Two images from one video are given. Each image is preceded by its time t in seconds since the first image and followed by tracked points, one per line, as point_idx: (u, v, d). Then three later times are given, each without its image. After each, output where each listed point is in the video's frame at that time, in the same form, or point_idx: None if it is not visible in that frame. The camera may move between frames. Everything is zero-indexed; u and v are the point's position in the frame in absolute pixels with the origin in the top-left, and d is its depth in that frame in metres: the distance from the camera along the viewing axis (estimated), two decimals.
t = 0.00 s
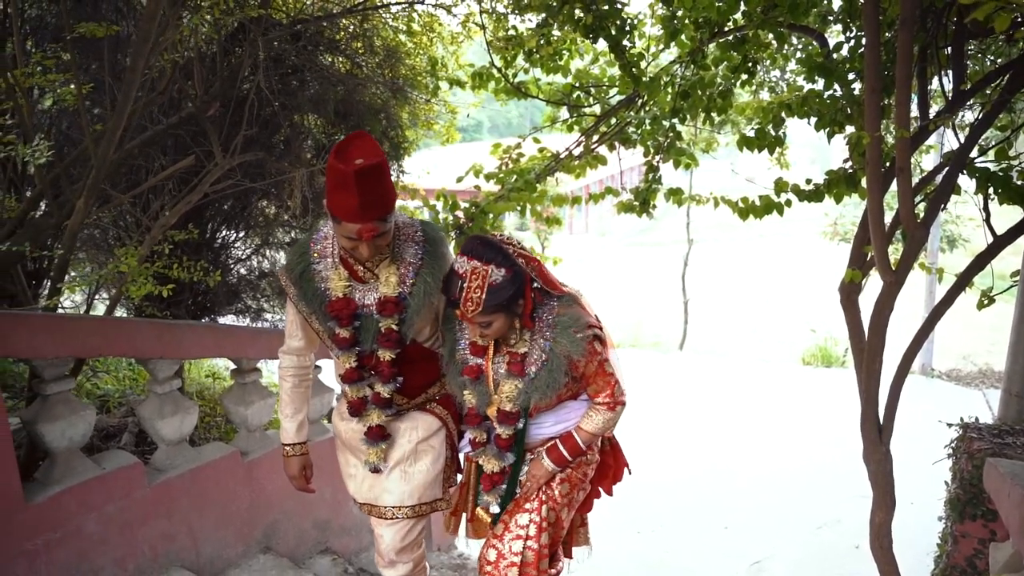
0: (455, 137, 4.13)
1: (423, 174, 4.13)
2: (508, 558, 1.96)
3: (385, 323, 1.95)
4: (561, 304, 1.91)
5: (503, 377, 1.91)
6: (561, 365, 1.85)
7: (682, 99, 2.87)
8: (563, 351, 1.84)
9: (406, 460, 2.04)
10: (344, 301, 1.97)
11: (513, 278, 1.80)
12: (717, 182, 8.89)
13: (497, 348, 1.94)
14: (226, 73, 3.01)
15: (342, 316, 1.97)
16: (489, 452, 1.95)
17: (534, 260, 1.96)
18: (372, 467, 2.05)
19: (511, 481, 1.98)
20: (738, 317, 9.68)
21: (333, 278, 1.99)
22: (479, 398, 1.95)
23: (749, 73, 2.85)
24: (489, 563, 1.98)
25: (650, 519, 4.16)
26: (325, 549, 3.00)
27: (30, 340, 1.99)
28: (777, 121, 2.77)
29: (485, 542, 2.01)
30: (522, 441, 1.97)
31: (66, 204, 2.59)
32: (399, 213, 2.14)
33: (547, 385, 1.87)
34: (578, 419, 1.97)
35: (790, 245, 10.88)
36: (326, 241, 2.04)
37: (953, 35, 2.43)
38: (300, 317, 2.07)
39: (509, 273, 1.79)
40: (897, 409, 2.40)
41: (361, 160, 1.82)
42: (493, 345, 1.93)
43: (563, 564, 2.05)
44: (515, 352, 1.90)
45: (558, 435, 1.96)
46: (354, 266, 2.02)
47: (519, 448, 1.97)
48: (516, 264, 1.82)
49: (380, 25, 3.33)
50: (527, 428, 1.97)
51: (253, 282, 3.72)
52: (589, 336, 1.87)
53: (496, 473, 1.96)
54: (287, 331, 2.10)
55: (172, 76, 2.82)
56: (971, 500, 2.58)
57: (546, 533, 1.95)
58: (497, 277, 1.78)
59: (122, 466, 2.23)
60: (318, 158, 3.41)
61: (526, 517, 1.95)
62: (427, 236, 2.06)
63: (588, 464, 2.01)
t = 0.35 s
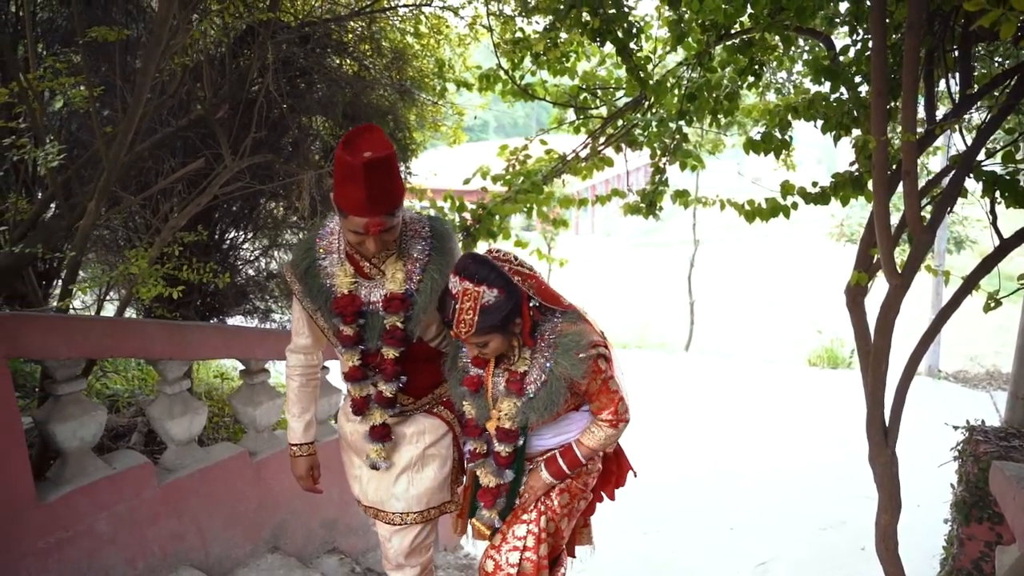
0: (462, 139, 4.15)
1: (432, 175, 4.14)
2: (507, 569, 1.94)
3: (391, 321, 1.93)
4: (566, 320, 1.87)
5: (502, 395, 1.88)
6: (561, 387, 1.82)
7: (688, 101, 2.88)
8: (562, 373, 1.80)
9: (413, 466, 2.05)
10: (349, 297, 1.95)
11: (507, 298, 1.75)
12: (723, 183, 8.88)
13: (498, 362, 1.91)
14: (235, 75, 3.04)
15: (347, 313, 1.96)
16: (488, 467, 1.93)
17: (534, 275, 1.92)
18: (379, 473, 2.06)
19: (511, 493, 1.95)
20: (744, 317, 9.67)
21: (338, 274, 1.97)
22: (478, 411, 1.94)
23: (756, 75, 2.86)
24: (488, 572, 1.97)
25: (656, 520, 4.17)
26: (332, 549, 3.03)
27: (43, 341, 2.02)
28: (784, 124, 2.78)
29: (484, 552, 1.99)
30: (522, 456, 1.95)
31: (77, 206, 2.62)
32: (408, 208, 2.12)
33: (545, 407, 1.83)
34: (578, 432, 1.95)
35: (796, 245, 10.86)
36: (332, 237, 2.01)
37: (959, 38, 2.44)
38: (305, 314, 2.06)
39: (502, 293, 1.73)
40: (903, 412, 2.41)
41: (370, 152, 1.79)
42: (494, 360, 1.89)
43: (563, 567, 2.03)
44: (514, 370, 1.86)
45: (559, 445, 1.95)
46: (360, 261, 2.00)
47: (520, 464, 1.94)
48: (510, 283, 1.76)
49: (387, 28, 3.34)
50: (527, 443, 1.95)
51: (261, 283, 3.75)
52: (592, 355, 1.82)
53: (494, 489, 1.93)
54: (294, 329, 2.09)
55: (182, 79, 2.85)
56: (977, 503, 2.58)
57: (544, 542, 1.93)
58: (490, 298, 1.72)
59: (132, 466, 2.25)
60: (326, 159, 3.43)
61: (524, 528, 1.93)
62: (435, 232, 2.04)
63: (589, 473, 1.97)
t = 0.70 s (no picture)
0: (468, 140, 4.16)
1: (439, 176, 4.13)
2: None
3: (398, 312, 1.93)
4: (564, 324, 1.85)
5: (494, 397, 1.88)
6: (553, 394, 1.82)
7: (693, 103, 2.87)
8: (556, 380, 1.80)
9: (419, 466, 2.06)
10: (355, 287, 1.95)
11: (504, 301, 1.74)
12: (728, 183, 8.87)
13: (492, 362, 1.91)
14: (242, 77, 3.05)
15: (353, 303, 1.95)
16: (476, 469, 1.93)
17: (534, 277, 1.91)
18: (382, 474, 2.07)
19: (503, 499, 1.95)
20: (748, 318, 9.65)
21: (344, 263, 1.98)
22: (470, 410, 1.94)
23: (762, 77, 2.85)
24: None
25: (660, 520, 4.18)
26: (337, 548, 3.04)
27: (52, 341, 2.04)
28: (789, 127, 2.79)
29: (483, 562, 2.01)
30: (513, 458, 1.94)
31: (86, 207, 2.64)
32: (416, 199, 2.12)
33: (535, 413, 1.84)
34: (575, 436, 1.94)
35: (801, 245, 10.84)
36: (339, 226, 2.04)
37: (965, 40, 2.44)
38: (310, 304, 2.06)
39: (498, 296, 1.73)
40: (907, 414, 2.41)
41: (379, 139, 1.79)
42: (488, 361, 1.89)
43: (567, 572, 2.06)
44: (507, 373, 1.86)
45: (553, 449, 1.94)
46: (366, 251, 2.01)
47: (509, 467, 1.93)
48: (506, 285, 1.76)
49: (392, 29, 3.36)
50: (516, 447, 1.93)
51: (267, 283, 3.79)
52: (589, 362, 1.80)
53: (483, 490, 1.93)
54: (299, 320, 2.09)
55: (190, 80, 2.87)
56: (981, 505, 2.58)
57: (543, 550, 1.95)
58: (486, 301, 1.72)
59: (140, 466, 2.26)
60: (332, 160, 3.45)
61: (521, 538, 1.94)
62: (442, 224, 2.04)
63: (585, 480, 1.96)
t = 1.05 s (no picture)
0: (477, 140, 4.17)
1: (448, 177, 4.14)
2: None
3: (404, 303, 1.94)
4: (567, 314, 1.85)
5: (494, 386, 1.87)
6: (553, 384, 1.81)
7: (702, 104, 2.87)
8: (557, 371, 1.79)
9: (423, 461, 2.06)
10: (360, 276, 1.96)
11: (506, 287, 1.73)
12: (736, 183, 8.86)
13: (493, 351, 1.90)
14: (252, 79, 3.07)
15: (359, 292, 1.96)
16: (470, 462, 1.94)
17: (537, 266, 1.91)
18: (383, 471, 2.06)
19: (503, 499, 1.96)
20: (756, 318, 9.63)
21: (349, 252, 1.99)
22: (470, 399, 1.94)
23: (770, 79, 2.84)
24: None
25: (667, 521, 4.18)
26: (346, 548, 3.06)
27: (66, 341, 2.07)
28: (797, 129, 2.79)
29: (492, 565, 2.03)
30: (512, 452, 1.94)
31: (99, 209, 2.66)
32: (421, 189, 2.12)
33: (535, 404, 1.82)
34: (577, 430, 1.93)
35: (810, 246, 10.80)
36: (344, 215, 2.05)
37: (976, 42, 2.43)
38: (316, 294, 2.07)
39: (500, 282, 1.72)
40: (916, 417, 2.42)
41: (380, 127, 1.80)
42: (489, 349, 1.88)
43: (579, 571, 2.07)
44: (508, 362, 1.85)
45: (554, 442, 1.94)
46: (371, 241, 2.02)
47: (506, 463, 1.94)
48: (509, 271, 1.75)
49: (401, 30, 3.37)
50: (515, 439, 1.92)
51: (277, 284, 3.81)
52: (591, 354, 1.80)
53: (473, 484, 1.95)
54: (305, 309, 2.10)
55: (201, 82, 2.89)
56: (990, 509, 2.57)
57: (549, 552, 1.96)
58: (487, 287, 1.71)
59: (151, 465, 2.29)
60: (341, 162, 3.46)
61: (527, 540, 1.96)
62: (448, 213, 2.04)
63: (588, 479, 1.95)
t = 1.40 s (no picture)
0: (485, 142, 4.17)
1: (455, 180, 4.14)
2: None
3: (399, 304, 1.95)
4: (581, 306, 1.87)
5: (504, 377, 1.88)
6: (565, 377, 1.81)
7: (711, 108, 2.88)
8: (569, 364, 1.80)
9: (418, 453, 2.05)
10: (355, 276, 1.98)
11: (521, 276, 1.74)
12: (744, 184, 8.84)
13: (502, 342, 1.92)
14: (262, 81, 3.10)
15: (354, 292, 1.98)
16: (476, 455, 1.95)
17: (552, 253, 1.89)
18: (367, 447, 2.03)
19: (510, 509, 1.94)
20: (764, 319, 9.61)
21: (344, 252, 2.01)
22: (478, 392, 1.94)
23: (779, 82, 2.81)
24: None
25: (674, 522, 4.18)
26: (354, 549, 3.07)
27: (78, 343, 2.09)
28: (806, 133, 2.78)
29: None
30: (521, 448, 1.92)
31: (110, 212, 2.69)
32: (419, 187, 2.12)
33: (546, 396, 1.83)
34: (583, 425, 1.96)
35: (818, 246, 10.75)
36: (340, 215, 2.06)
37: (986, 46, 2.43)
38: (316, 293, 2.08)
39: (514, 272, 1.73)
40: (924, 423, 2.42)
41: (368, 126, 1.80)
42: (498, 340, 1.90)
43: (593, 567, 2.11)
44: (519, 354, 1.87)
45: (562, 435, 1.96)
46: (366, 241, 2.03)
47: (515, 458, 1.92)
48: (524, 261, 1.76)
49: (409, 32, 3.38)
50: (524, 433, 1.91)
51: (286, 285, 3.83)
52: (604, 349, 1.81)
53: (475, 479, 1.96)
54: (307, 308, 2.12)
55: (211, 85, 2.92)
56: (1000, 514, 2.57)
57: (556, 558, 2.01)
58: (502, 277, 1.72)
59: (162, 467, 2.31)
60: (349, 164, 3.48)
61: (534, 554, 2.01)
62: (444, 213, 2.04)
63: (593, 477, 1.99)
